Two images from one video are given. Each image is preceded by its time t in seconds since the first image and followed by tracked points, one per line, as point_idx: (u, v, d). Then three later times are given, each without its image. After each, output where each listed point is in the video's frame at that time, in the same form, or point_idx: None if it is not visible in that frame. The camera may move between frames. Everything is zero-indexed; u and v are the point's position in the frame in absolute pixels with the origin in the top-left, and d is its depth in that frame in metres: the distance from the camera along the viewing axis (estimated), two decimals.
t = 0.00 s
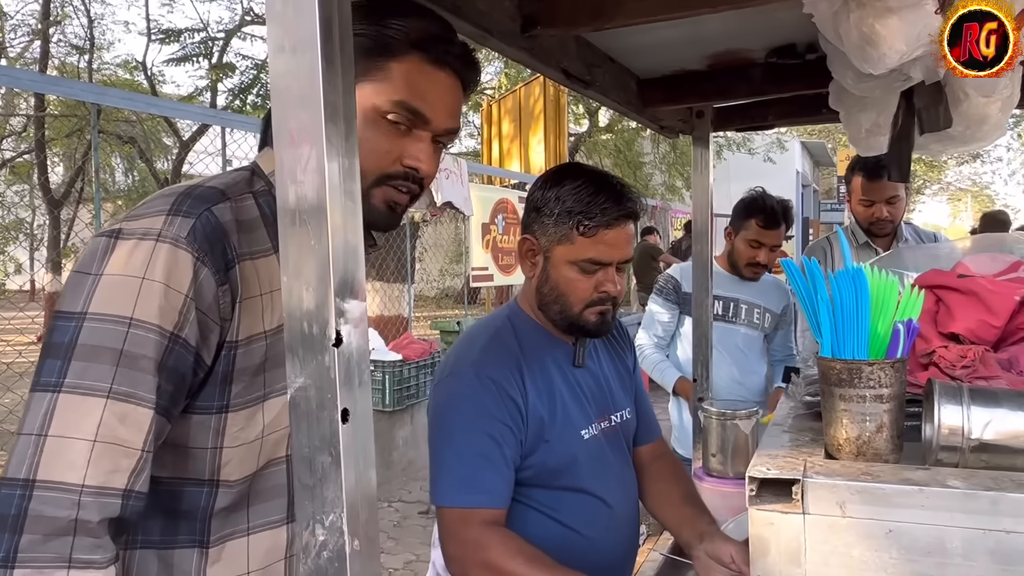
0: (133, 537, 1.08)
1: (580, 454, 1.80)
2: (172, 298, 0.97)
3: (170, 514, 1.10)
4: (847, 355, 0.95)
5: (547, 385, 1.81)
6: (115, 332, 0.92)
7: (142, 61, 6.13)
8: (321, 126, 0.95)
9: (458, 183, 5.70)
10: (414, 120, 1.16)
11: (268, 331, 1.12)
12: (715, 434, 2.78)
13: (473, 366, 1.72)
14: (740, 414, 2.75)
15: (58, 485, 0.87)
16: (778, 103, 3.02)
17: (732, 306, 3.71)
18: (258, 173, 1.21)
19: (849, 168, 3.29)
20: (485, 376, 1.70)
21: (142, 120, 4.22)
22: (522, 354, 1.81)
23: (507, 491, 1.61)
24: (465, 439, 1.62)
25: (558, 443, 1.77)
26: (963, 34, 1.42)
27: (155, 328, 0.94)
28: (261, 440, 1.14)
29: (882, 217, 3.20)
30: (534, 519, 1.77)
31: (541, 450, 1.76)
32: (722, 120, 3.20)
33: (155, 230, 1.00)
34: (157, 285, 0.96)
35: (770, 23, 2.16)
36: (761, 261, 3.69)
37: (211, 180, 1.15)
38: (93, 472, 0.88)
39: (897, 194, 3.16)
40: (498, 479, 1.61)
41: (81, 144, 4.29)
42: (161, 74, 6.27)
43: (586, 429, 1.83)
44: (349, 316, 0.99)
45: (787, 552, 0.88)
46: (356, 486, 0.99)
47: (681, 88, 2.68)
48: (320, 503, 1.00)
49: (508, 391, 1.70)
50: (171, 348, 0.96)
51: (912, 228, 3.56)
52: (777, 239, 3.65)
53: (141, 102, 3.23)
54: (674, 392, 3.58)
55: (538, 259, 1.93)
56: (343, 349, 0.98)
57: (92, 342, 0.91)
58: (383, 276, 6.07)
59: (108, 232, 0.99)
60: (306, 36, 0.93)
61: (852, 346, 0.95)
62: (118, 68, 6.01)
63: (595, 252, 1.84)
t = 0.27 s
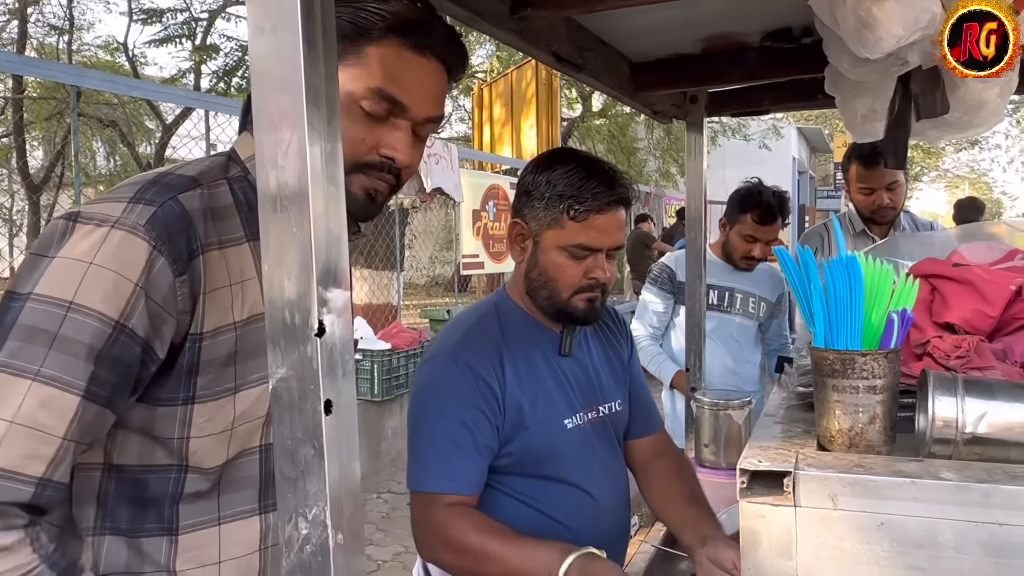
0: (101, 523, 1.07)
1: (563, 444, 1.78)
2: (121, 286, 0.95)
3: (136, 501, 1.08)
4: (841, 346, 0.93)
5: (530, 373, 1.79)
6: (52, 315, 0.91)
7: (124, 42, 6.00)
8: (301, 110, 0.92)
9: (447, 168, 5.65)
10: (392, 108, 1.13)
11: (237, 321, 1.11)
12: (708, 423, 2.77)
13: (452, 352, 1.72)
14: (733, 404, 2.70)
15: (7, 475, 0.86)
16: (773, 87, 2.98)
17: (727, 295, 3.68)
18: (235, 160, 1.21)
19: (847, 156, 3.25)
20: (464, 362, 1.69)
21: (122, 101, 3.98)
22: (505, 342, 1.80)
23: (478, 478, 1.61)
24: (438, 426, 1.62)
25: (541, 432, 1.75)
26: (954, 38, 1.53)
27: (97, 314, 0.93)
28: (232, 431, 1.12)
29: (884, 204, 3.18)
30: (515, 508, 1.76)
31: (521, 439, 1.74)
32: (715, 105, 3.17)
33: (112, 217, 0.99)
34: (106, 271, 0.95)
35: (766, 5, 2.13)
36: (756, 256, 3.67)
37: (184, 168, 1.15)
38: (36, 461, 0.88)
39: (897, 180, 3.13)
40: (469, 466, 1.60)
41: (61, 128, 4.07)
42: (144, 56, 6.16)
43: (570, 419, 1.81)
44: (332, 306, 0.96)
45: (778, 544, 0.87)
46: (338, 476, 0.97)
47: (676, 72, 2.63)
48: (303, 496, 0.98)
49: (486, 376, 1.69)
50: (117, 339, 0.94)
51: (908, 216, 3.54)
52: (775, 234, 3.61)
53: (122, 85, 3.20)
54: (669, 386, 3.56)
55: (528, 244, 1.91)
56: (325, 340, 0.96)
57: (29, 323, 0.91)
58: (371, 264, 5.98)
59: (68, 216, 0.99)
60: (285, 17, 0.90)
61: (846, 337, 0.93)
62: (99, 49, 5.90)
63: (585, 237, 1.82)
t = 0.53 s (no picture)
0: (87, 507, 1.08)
1: (535, 423, 1.78)
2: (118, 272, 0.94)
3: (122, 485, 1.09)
4: (822, 328, 0.94)
5: (502, 352, 1.78)
6: (64, 313, 0.89)
7: (102, 18, 5.88)
8: (279, 88, 0.88)
9: (434, 149, 5.63)
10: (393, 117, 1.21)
11: (214, 301, 1.12)
12: (693, 404, 2.78)
13: (423, 332, 1.71)
14: (719, 386, 2.72)
15: (68, 474, 0.84)
16: (761, 69, 2.97)
17: (712, 278, 3.70)
18: (202, 139, 1.23)
19: (838, 139, 3.26)
20: (433, 342, 1.68)
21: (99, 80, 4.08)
22: (477, 322, 1.79)
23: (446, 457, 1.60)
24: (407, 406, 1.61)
25: (513, 412, 1.75)
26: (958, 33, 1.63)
27: (104, 304, 0.92)
28: (209, 414, 1.13)
29: (872, 189, 3.19)
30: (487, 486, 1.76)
31: (493, 418, 1.74)
32: (702, 86, 3.15)
33: (90, 204, 0.97)
34: (101, 258, 0.93)
35: None
36: (739, 240, 3.67)
37: (154, 149, 1.15)
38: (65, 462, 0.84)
39: (887, 166, 3.15)
40: (438, 445, 1.60)
41: (38, 105, 4.06)
42: (123, 32, 6.05)
43: (543, 398, 1.81)
44: (312, 288, 0.93)
45: (758, 525, 0.87)
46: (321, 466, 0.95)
47: (662, 53, 2.63)
48: (282, 479, 0.93)
49: (457, 356, 1.69)
50: (127, 322, 0.94)
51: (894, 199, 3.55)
52: (758, 218, 3.63)
53: (100, 62, 3.15)
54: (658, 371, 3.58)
55: (506, 221, 1.90)
56: (304, 322, 0.92)
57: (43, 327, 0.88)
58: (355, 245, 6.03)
59: (47, 221, 0.96)
60: None
61: (828, 319, 0.94)
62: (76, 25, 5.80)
63: (565, 215, 1.82)
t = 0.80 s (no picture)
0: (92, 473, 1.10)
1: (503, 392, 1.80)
2: (139, 230, 1.01)
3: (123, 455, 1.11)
4: (800, 300, 0.93)
5: (468, 324, 1.79)
6: (117, 274, 0.96)
7: None
8: (251, 56, 0.85)
9: (411, 122, 5.55)
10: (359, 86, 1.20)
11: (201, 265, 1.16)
12: (670, 378, 2.77)
13: (387, 308, 1.69)
14: (695, 359, 2.74)
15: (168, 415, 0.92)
16: (742, 42, 2.96)
17: (689, 253, 3.73)
18: (164, 106, 1.23)
19: (823, 114, 3.27)
20: (399, 317, 1.67)
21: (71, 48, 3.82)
22: (441, 295, 1.78)
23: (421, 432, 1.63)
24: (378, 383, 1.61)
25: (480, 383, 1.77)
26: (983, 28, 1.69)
27: (147, 259, 0.99)
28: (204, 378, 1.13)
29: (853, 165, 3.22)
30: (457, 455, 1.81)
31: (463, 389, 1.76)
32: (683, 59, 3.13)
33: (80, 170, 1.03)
34: (118, 220, 1.00)
35: None
36: (716, 213, 3.69)
37: (115, 119, 1.17)
38: (152, 401, 0.92)
39: (868, 142, 3.19)
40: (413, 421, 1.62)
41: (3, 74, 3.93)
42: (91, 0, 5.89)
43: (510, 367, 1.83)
44: (286, 259, 0.90)
45: (734, 496, 0.88)
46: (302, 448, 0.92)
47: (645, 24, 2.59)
48: (257, 453, 0.90)
49: (423, 330, 1.68)
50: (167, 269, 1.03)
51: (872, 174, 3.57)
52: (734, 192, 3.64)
53: (68, 29, 3.07)
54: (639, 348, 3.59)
55: (470, 192, 1.88)
56: (278, 293, 0.89)
57: (104, 291, 0.95)
58: (333, 220, 5.91)
59: (37, 192, 1.01)
60: None
61: (806, 290, 0.93)
62: None
63: (531, 185, 1.82)
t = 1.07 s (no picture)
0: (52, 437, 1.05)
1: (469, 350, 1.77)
2: (95, 181, 0.95)
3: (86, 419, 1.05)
4: (787, 249, 0.91)
5: (433, 281, 1.74)
6: (67, 228, 0.90)
7: None
8: None
9: (382, 82, 5.40)
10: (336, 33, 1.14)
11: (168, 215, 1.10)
12: (644, 339, 2.80)
13: (349, 266, 1.63)
14: (669, 321, 2.74)
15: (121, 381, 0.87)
16: None
17: (664, 215, 3.70)
18: (122, 50, 1.15)
19: (803, 74, 3.25)
20: (362, 274, 1.61)
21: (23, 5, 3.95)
22: (404, 251, 1.72)
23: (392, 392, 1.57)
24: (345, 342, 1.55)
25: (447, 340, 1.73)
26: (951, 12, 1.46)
27: (101, 213, 0.93)
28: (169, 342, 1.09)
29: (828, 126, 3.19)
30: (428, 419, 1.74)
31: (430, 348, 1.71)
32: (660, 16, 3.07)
33: (30, 114, 0.96)
34: (72, 168, 0.94)
35: None
36: (692, 177, 3.66)
37: (68, 63, 1.08)
38: (104, 363, 0.87)
39: (846, 103, 3.16)
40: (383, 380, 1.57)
41: None
42: None
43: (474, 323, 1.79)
44: (253, 208, 0.84)
45: (719, 450, 0.86)
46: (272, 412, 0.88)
47: None
48: (225, 410, 0.86)
49: (389, 286, 1.63)
50: (126, 225, 0.96)
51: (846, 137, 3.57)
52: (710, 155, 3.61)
53: None
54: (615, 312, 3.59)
55: (435, 146, 1.82)
56: (245, 243, 0.83)
57: (52, 246, 0.89)
58: (302, 182, 5.88)
59: None
60: None
61: (794, 240, 0.91)
62: None
63: (497, 141, 1.79)
